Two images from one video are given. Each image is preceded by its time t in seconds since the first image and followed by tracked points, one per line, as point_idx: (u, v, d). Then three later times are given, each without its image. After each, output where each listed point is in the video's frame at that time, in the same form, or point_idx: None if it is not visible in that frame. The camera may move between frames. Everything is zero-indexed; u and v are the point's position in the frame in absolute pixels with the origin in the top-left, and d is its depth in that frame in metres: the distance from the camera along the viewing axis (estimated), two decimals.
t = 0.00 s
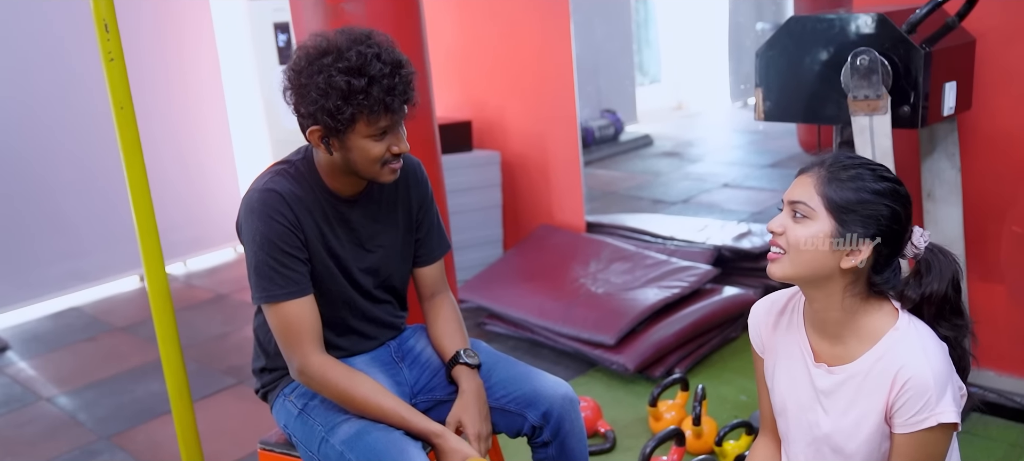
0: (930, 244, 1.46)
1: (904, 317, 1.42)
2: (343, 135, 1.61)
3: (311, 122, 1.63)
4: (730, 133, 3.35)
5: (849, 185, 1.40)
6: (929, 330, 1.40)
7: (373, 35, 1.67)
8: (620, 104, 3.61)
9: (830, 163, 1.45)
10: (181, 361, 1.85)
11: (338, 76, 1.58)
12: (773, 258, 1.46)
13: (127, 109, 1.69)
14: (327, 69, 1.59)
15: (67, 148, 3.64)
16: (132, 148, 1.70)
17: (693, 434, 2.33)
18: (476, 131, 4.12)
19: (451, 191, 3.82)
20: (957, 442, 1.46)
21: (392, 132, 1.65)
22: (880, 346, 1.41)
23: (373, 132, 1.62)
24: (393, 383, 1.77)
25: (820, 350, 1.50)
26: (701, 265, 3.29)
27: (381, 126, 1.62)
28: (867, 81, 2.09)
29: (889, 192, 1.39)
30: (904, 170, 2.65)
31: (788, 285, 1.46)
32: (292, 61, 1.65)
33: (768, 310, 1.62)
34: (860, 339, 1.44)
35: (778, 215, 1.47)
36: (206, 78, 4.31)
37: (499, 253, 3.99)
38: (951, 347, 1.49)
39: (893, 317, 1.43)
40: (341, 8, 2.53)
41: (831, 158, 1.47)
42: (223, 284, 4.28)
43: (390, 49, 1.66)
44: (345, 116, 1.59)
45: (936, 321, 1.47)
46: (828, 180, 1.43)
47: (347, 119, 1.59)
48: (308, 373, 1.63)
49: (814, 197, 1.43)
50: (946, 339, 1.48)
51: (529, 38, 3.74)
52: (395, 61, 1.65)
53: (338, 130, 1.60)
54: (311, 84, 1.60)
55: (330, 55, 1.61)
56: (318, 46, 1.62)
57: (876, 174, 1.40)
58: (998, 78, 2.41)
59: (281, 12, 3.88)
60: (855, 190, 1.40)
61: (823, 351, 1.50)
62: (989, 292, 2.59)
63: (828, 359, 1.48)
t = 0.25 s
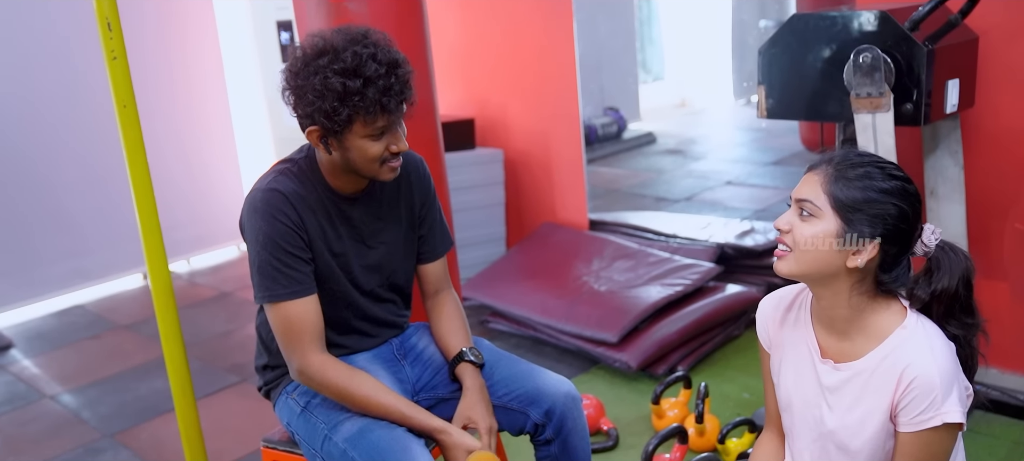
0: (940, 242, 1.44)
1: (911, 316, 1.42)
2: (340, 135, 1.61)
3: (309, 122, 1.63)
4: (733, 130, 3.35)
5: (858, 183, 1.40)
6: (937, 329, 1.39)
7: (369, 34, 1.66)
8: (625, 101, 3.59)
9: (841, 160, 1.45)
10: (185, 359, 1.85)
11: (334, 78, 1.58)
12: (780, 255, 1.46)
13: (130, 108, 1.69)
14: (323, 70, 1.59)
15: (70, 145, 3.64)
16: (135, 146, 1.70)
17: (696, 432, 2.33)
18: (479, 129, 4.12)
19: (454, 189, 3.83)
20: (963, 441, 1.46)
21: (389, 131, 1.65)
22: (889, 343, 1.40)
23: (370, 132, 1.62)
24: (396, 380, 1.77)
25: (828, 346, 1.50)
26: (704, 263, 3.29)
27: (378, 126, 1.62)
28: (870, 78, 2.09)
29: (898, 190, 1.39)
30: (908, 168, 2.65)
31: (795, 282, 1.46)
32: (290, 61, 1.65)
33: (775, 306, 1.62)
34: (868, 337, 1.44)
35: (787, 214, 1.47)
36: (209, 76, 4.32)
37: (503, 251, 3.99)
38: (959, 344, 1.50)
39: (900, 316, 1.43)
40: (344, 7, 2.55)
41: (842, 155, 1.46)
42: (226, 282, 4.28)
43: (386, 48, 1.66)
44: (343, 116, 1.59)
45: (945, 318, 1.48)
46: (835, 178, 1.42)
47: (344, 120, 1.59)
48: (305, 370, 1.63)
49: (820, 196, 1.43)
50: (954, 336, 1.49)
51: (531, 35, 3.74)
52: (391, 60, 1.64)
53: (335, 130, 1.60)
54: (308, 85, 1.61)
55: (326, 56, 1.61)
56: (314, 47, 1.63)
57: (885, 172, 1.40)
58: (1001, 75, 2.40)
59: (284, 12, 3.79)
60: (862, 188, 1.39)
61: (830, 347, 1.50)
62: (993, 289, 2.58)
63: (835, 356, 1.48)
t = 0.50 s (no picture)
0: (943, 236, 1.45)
1: (911, 310, 1.42)
2: (355, 136, 1.61)
3: (325, 116, 1.63)
4: (736, 127, 3.35)
5: (867, 179, 1.39)
6: (936, 324, 1.39)
7: (405, 43, 1.65)
8: (627, 100, 3.60)
9: (844, 152, 1.45)
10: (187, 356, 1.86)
11: (360, 82, 1.56)
12: (780, 251, 1.46)
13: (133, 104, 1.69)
14: (351, 71, 1.58)
15: (72, 143, 3.65)
16: (138, 143, 1.70)
17: (698, 428, 2.33)
18: (482, 127, 4.12)
19: (457, 187, 3.83)
20: (964, 437, 1.45)
21: (404, 141, 1.63)
22: (891, 335, 1.40)
23: (385, 140, 1.61)
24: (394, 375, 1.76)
25: (828, 339, 1.50)
26: (706, 260, 3.29)
27: (394, 135, 1.61)
28: (873, 75, 2.08)
29: (898, 185, 1.38)
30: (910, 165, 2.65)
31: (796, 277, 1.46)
32: (322, 53, 1.65)
33: (777, 300, 1.62)
34: (867, 330, 1.44)
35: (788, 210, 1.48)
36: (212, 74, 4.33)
37: (505, 248, 4.00)
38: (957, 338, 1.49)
39: (900, 310, 1.43)
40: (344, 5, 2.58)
41: (848, 149, 1.46)
42: (229, 279, 4.29)
43: (418, 59, 1.64)
44: (360, 120, 1.57)
45: (944, 311, 1.46)
46: (834, 173, 1.42)
47: (361, 124, 1.58)
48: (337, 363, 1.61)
49: (820, 192, 1.43)
50: (955, 330, 1.48)
51: (534, 33, 3.73)
52: (421, 75, 1.63)
53: (350, 131, 1.59)
54: (334, 82, 1.60)
55: (358, 56, 1.60)
56: (347, 46, 1.62)
57: (883, 165, 1.40)
58: (1003, 71, 2.40)
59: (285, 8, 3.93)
60: (870, 183, 1.39)
61: (830, 342, 1.50)
62: (995, 286, 2.58)
63: (834, 349, 1.48)
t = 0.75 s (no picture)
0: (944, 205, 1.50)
1: (918, 304, 1.41)
2: (384, 128, 1.58)
3: (356, 109, 1.61)
4: (737, 125, 3.34)
5: (858, 172, 1.37)
6: (942, 319, 1.39)
7: (436, 40, 1.64)
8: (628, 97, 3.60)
9: (825, 148, 1.43)
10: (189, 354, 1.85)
11: (393, 74, 1.54)
12: (789, 260, 1.45)
13: (134, 103, 1.69)
14: (384, 63, 1.57)
15: (74, 141, 3.66)
16: (139, 142, 1.70)
17: (700, 425, 2.33)
18: (483, 124, 4.12)
19: (458, 184, 3.83)
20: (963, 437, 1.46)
21: (431, 135, 1.61)
22: (892, 333, 1.39)
23: (413, 134, 1.59)
24: (399, 371, 1.75)
25: (831, 333, 1.49)
26: (708, 257, 3.29)
27: (423, 129, 1.58)
28: (874, 71, 2.08)
29: (888, 170, 1.37)
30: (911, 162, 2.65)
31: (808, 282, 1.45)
32: (355, 47, 1.63)
33: (783, 293, 1.60)
34: (872, 324, 1.43)
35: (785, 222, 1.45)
36: (213, 72, 4.34)
37: (507, 246, 4.00)
38: (964, 307, 1.54)
39: (907, 305, 1.42)
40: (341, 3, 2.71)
41: (830, 144, 1.43)
42: (231, 277, 4.30)
43: (449, 56, 1.64)
44: (390, 113, 1.55)
45: (947, 280, 1.52)
46: (818, 174, 1.40)
47: (392, 116, 1.56)
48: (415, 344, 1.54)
49: (810, 197, 1.41)
50: (959, 298, 1.53)
51: (535, 29, 3.73)
52: (451, 71, 1.62)
53: (380, 123, 1.57)
54: (366, 75, 1.58)
55: (390, 50, 1.59)
56: (380, 40, 1.61)
57: (863, 156, 1.38)
58: (1004, 68, 2.40)
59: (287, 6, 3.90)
60: (861, 175, 1.37)
61: (834, 334, 1.48)
62: (996, 282, 2.58)
63: (839, 343, 1.47)
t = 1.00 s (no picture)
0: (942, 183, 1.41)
1: (921, 298, 1.38)
2: (408, 129, 1.58)
3: (382, 108, 1.61)
4: (737, 124, 3.34)
5: (852, 171, 1.34)
6: (944, 316, 1.35)
7: (466, 45, 1.64)
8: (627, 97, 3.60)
9: (815, 149, 1.39)
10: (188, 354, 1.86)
11: (423, 75, 1.54)
12: (798, 267, 1.43)
13: (132, 105, 1.68)
14: (414, 64, 1.56)
15: (73, 142, 3.67)
16: (138, 144, 1.69)
17: (699, 425, 2.34)
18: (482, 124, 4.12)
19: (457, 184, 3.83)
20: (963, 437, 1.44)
21: (454, 139, 1.61)
22: (894, 328, 1.36)
23: (437, 136, 1.58)
24: (402, 371, 1.75)
25: (834, 325, 1.47)
26: (707, 256, 3.29)
27: (447, 132, 1.58)
28: (872, 70, 2.09)
29: (883, 163, 1.34)
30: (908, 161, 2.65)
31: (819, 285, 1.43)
32: (386, 46, 1.63)
33: (789, 285, 1.59)
34: (876, 316, 1.40)
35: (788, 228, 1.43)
36: (212, 73, 4.34)
37: (506, 245, 4.00)
38: (968, 282, 1.47)
39: (911, 296, 1.39)
40: (333, 3, 2.72)
41: (821, 144, 1.40)
42: (231, 278, 4.30)
43: (478, 62, 1.63)
44: (417, 113, 1.55)
45: (949, 258, 1.44)
46: (811, 180, 1.37)
47: (418, 117, 1.55)
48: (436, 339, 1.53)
49: (807, 204, 1.38)
50: (961, 275, 1.46)
51: (533, 29, 3.73)
52: (479, 76, 1.61)
53: (406, 123, 1.57)
54: (395, 74, 1.57)
55: (421, 51, 1.58)
56: (411, 40, 1.60)
57: (854, 156, 1.34)
58: (1001, 67, 2.40)
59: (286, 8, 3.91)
60: (856, 174, 1.33)
61: (837, 327, 1.46)
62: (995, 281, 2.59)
63: (841, 334, 1.45)
